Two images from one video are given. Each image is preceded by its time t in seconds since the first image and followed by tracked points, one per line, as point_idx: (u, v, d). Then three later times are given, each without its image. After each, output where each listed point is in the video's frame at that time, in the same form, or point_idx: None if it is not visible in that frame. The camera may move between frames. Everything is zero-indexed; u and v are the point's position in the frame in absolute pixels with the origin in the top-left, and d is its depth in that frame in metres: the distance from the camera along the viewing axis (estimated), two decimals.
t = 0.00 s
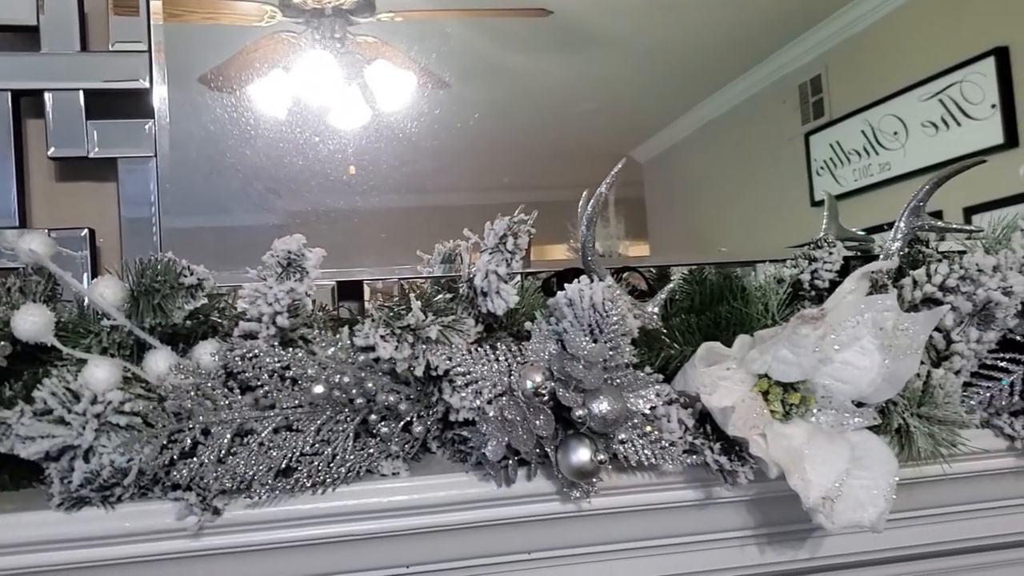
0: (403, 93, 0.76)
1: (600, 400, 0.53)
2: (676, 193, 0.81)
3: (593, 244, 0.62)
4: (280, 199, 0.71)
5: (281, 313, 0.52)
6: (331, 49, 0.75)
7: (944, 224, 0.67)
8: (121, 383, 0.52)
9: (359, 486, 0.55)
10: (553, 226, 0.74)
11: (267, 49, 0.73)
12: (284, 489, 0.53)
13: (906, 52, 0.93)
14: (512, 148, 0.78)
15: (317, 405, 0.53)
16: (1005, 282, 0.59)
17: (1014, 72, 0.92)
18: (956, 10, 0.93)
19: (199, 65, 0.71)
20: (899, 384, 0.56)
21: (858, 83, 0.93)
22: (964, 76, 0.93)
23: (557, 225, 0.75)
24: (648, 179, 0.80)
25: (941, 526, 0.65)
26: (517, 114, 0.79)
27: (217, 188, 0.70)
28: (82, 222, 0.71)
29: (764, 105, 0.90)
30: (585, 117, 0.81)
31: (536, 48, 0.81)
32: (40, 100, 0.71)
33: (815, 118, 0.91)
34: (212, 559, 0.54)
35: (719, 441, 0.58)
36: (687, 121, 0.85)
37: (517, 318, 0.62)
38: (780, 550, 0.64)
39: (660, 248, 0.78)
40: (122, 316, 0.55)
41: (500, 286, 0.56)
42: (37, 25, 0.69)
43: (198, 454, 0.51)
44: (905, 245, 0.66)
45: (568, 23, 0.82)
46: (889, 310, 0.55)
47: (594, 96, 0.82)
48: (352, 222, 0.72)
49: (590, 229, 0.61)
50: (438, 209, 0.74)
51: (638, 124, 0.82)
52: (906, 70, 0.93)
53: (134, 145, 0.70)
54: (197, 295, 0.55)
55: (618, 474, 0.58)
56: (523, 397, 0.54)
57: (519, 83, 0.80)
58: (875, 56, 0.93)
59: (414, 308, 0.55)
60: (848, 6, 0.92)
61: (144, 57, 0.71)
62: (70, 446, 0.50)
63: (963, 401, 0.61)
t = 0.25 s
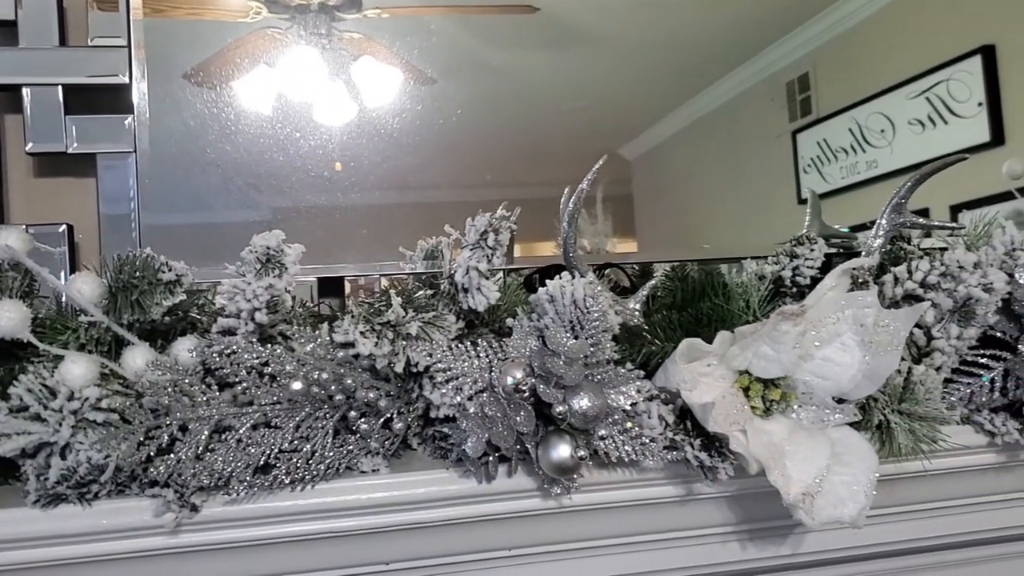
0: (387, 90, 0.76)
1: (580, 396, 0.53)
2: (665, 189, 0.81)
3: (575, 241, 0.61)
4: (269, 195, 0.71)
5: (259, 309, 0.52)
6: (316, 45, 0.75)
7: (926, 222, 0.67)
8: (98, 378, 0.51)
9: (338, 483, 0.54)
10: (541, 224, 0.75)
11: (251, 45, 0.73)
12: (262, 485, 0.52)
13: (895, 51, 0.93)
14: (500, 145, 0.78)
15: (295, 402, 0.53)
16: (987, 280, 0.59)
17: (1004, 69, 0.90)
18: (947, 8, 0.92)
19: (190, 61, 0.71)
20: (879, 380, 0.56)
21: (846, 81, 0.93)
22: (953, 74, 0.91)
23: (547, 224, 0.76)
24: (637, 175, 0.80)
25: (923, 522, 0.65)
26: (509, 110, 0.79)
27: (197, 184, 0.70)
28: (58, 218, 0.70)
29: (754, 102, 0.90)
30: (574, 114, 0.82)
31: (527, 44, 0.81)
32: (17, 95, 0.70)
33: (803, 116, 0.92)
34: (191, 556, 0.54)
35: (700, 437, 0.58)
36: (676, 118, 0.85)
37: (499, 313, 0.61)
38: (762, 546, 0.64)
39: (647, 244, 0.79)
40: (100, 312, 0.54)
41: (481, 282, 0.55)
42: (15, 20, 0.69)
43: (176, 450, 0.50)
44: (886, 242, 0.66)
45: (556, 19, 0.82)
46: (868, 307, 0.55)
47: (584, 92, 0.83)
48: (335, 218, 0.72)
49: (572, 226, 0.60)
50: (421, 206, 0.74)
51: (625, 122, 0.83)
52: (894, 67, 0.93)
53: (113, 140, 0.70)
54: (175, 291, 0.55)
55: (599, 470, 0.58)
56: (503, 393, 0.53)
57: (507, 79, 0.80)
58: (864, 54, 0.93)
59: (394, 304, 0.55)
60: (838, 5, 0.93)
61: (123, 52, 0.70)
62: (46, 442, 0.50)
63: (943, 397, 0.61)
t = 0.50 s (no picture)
0: (376, 87, 0.77)
1: (561, 394, 0.53)
2: (654, 186, 0.83)
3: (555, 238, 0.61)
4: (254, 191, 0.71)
5: (237, 307, 0.52)
6: (305, 43, 0.76)
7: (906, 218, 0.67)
8: (75, 376, 0.51)
9: (318, 481, 0.54)
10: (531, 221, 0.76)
11: (240, 43, 0.74)
12: (240, 484, 0.52)
13: (876, 53, 0.98)
14: (495, 140, 0.79)
15: (274, 399, 0.53)
16: (966, 277, 0.60)
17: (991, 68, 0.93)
18: (933, 8, 0.96)
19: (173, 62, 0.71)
20: (859, 377, 0.56)
21: (830, 82, 0.98)
22: (939, 73, 0.95)
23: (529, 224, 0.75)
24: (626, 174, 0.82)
25: (904, 519, 0.66)
26: (507, 108, 0.82)
27: (180, 181, 0.70)
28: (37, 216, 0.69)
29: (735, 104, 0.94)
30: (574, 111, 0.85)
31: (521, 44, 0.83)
32: None
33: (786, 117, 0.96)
34: (169, 554, 0.53)
35: (680, 434, 0.57)
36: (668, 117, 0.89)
37: (480, 310, 0.61)
38: (744, 543, 0.64)
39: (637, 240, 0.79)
40: (77, 309, 0.54)
41: (461, 280, 0.55)
42: None
43: (152, 447, 0.50)
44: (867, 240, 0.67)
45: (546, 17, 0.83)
46: (848, 304, 0.55)
47: (584, 91, 0.86)
48: (317, 215, 0.72)
49: (552, 223, 0.60)
50: (406, 204, 0.74)
51: (622, 119, 0.86)
52: (880, 65, 0.97)
53: (92, 137, 0.69)
54: (154, 288, 0.55)
55: (579, 467, 0.58)
56: (483, 390, 0.53)
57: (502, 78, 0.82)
58: (841, 62, 0.98)
59: (374, 302, 0.55)
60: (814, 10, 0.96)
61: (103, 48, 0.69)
62: (22, 441, 0.49)
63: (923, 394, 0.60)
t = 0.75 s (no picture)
0: (361, 85, 0.76)
1: (540, 391, 0.53)
2: (641, 186, 0.82)
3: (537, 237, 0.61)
4: (229, 190, 0.70)
5: (215, 305, 0.51)
6: (289, 41, 0.75)
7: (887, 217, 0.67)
8: (52, 374, 0.51)
9: (297, 479, 0.54)
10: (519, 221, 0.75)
11: (224, 40, 0.73)
12: (219, 482, 0.52)
13: (863, 53, 0.98)
14: (479, 140, 0.78)
15: (252, 398, 0.53)
16: (945, 275, 0.60)
17: (976, 71, 0.96)
18: (917, 10, 0.97)
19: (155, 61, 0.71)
20: (838, 374, 0.56)
21: (817, 81, 0.98)
22: (925, 73, 0.97)
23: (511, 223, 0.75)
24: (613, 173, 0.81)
25: (885, 515, 0.66)
26: (493, 105, 0.81)
27: (159, 178, 0.69)
28: (17, 212, 0.69)
29: (723, 102, 0.93)
30: (558, 110, 0.83)
31: (511, 40, 0.82)
32: None
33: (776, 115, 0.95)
34: (147, 553, 0.53)
35: (659, 431, 0.58)
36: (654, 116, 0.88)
37: (461, 308, 0.61)
38: (726, 540, 0.64)
39: (625, 240, 0.79)
40: (54, 306, 0.54)
41: (441, 278, 0.54)
42: None
43: (129, 446, 0.50)
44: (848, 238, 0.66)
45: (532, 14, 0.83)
46: (828, 301, 0.56)
47: (569, 89, 0.85)
48: (296, 212, 0.71)
49: (533, 221, 0.60)
50: (387, 202, 0.73)
51: (608, 117, 0.85)
52: (868, 63, 0.98)
53: (70, 134, 0.69)
54: (131, 286, 0.55)
55: (560, 465, 0.58)
56: (464, 388, 0.53)
57: (489, 74, 0.81)
58: (829, 61, 0.98)
59: (353, 300, 0.55)
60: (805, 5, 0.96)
61: (81, 45, 0.69)
62: None
63: (904, 391, 0.61)
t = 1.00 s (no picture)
0: (346, 85, 0.76)
1: (517, 389, 0.53)
2: (629, 185, 0.83)
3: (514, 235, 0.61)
4: (204, 189, 0.70)
5: (189, 302, 0.51)
6: (275, 41, 0.75)
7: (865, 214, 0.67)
8: (24, 373, 0.50)
9: (273, 478, 0.54)
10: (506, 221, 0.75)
11: (208, 39, 0.73)
12: (193, 481, 0.52)
13: (846, 53, 1.00)
14: (466, 141, 0.79)
15: (227, 396, 0.52)
16: (921, 272, 0.60)
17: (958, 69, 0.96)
18: (897, 10, 0.99)
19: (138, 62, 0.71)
20: (814, 371, 0.56)
21: (803, 80, 0.99)
22: (908, 72, 0.98)
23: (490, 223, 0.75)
24: (598, 172, 0.82)
25: (857, 514, 0.66)
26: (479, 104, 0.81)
27: (135, 177, 0.69)
28: None
29: (704, 103, 0.94)
30: (548, 110, 0.84)
31: (499, 40, 0.83)
32: None
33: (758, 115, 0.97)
34: (123, 553, 0.53)
35: (636, 428, 0.58)
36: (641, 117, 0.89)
37: (439, 306, 0.61)
38: (704, 537, 0.64)
39: (611, 240, 0.79)
40: (28, 306, 0.53)
41: (417, 275, 0.54)
42: None
43: (103, 445, 0.50)
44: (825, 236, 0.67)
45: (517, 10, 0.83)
46: (805, 297, 0.56)
47: (560, 87, 0.85)
48: (272, 211, 0.71)
49: (509, 218, 0.60)
50: (366, 201, 0.73)
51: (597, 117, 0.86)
52: (853, 62, 1.00)
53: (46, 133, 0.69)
54: (105, 285, 0.54)
55: (537, 463, 0.58)
56: (440, 386, 0.53)
57: (476, 74, 0.82)
58: (811, 61, 0.99)
59: (328, 298, 0.55)
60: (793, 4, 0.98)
61: (56, 43, 0.69)
62: None
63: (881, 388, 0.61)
